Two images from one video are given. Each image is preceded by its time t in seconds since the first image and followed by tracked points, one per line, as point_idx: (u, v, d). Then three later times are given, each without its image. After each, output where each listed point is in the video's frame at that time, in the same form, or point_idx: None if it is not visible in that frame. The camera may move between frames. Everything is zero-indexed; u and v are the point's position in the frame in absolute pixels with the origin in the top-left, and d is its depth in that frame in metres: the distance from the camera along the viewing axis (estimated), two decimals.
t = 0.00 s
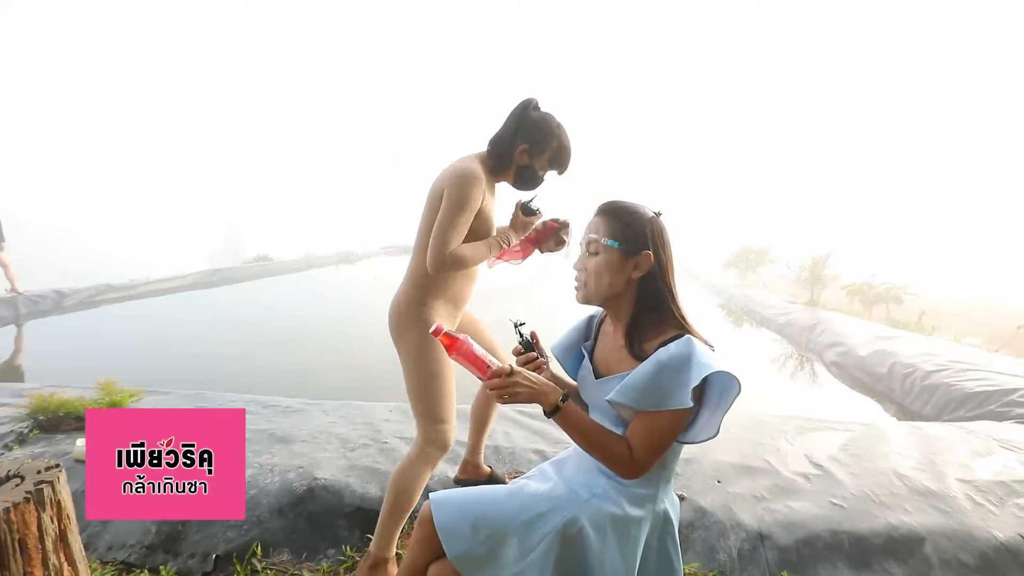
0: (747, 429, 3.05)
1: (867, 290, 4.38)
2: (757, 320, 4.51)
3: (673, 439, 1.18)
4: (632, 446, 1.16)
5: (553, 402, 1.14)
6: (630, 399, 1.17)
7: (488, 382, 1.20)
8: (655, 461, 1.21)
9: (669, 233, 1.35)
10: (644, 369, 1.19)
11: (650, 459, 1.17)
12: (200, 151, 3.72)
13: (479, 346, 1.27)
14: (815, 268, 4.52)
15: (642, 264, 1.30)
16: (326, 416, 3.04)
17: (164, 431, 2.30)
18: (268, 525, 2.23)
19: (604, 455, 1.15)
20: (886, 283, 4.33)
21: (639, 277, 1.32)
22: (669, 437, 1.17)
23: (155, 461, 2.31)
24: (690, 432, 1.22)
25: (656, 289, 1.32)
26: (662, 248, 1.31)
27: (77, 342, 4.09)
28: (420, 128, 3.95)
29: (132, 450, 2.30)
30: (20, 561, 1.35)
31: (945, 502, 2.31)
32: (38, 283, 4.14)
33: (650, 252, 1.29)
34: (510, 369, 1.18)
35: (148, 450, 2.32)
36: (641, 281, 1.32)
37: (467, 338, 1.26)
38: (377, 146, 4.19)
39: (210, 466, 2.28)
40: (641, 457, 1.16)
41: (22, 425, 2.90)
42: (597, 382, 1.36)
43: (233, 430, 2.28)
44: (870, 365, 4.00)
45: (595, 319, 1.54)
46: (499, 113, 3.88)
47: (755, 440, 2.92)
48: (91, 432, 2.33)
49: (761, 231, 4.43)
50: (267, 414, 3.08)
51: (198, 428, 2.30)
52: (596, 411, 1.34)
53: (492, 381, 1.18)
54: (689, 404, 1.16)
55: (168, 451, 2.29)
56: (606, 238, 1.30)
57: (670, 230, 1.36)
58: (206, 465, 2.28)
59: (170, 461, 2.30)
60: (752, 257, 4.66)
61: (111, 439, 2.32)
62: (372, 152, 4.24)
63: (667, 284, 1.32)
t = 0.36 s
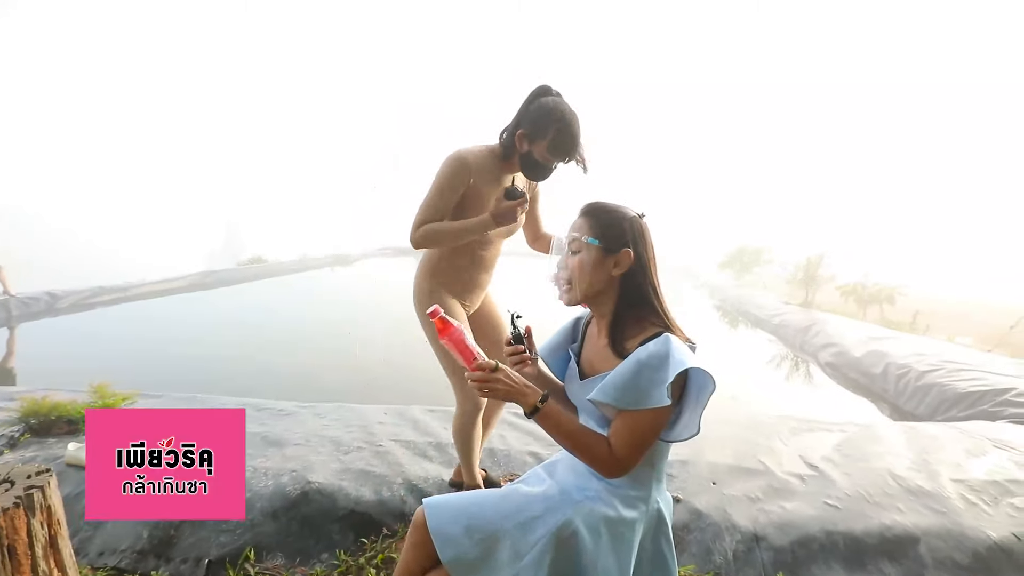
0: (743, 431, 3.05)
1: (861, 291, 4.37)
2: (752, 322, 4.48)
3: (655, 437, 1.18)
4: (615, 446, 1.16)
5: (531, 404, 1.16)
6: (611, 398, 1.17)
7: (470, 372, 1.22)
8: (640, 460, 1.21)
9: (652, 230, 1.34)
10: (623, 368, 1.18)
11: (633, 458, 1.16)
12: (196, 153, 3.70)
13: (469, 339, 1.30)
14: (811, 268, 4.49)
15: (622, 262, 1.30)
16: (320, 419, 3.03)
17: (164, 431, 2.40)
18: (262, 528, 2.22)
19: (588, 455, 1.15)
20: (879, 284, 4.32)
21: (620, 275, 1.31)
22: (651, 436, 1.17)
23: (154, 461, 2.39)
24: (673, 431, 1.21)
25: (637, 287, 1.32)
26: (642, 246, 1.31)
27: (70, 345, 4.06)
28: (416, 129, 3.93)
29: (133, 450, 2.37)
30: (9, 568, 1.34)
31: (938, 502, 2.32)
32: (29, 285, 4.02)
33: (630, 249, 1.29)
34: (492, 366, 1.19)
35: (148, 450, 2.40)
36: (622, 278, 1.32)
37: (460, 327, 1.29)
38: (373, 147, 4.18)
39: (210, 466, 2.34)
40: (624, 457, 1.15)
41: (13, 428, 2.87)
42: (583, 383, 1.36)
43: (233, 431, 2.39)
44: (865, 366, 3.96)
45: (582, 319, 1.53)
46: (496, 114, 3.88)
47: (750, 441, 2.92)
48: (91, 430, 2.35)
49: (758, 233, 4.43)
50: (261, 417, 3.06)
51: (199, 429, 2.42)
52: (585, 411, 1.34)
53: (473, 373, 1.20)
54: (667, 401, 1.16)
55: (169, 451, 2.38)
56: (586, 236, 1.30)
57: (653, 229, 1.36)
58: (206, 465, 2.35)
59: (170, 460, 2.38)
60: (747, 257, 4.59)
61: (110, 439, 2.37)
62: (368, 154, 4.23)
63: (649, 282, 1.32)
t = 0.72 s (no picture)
0: (741, 434, 3.05)
1: (860, 295, 4.52)
2: (752, 325, 4.83)
3: (655, 442, 1.18)
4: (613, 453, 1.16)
5: (531, 412, 1.17)
6: (611, 405, 1.17)
7: (469, 381, 1.22)
8: (640, 465, 1.21)
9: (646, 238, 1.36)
10: (622, 375, 1.19)
11: (633, 464, 1.17)
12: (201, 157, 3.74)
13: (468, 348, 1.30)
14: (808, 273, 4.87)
15: (618, 269, 1.30)
16: (319, 422, 3.03)
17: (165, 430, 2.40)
18: (259, 531, 2.22)
19: (588, 461, 1.16)
20: (877, 289, 4.44)
21: (616, 283, 1.32)
22: (650, 442, 1.17)
23: (154, 461, 2.38)
24: (673, 435, 1.21)
25: (634, 294, 1.32)
26: (638, 253, 1.32)
27: (72, 347, 4.09)
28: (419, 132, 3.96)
29: (133, 450, 2.36)
30: (9, 569, 1.34)
31: (937, 507, 2.32)
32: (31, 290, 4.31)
33: (627, 257, 1.30)
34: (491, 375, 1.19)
35: (148, 450, 2.40)
36: (618, 286, 1.33)
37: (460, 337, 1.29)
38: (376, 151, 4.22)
39: (210, 466, 2.32)
40: (623, 463, 1.16)
41: (14, 430, 2.88)
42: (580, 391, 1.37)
43: (234, 430, 2.39)
44: (864, 370, 4.01)
45: (575, 325, 1.53)
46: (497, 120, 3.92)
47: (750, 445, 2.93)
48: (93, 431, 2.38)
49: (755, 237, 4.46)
50: (260, 420, 3.06)
51: (202, 429, 2.43)
52: (584, 416, 1.35)
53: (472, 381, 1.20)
54: (670, 406, 1.16)
55: (169, 451, 2.37)
56: (581, 244, 1.30)
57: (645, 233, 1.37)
58: (207, 465, 2.32)
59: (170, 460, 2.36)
60: (744, 262, 5.19)
61: (111, 439, 2.38)
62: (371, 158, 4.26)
63: (645, 289, 1.33)
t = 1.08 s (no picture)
0: (740, 434, 3.07)
1: (859, 296, 4.55)
2: (751, 326, 4.88)
3: (653, 448, 1.18)
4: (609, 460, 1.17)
5: (517, 442, 1.18)
6: (603, 409, 1.19)
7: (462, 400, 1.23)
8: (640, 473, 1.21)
9: (638, 236, 1.29)
10: (617, 380, 1.20)
11: (629, 471, 1.16)
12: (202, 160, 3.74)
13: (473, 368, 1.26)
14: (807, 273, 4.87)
15: (591, 268, 1.28)
16: (319, 423, 3.04)
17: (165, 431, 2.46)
18: (260, 532, 2.22)
19: (582, 471, 1.17)
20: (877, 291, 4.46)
21: (593, 282, 1.29)
22: (648, 448, 1.17)
23: (154, 461, 2.40)
24: (669, 442, 1.21)
25: (612, 293, 1.29)
26: (617, 252, 1.26)
27: (73, 349, 4.10)
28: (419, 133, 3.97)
29: (133, 450, 2.39)
30: (11, 569, 1.34)
31: (935, 507, 2.32)
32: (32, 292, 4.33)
33: (597, 256, 1.27)
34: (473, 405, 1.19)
35: (148, 450, 2.43)
36: (598, 286, 1.30)
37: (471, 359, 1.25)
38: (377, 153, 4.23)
39: (209, 466, 2.32)
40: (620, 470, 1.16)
41: (14, 432, 2.89)
42: (578, 391, 1.37)
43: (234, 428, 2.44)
44: (862, 371, 4.04)
45: (579, 325, 1.54)
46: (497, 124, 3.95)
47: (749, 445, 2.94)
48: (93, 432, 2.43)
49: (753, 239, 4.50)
50: (260, 421, 3.07)
51: (202, 429, 2.46)
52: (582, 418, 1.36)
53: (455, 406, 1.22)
54: (661, 414, 1.15)
55: (169, 451, 2.41)
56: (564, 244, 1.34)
57: (636, 230, 1.29)
58: (206, 465, 2.33)
59: (170, 461, 2.38)
60: (744, 263, 5.44)
61: (111, 440, 2.42)
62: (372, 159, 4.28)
63: (625, 287, 1.28)
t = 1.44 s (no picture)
0: (738, 434, 3.08)
1: (858, 296, 4.62)
2: (751, 327, 4.89)
3: (652, 453, 1.19)
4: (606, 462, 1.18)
5: (512, 487, 1.22)
6: (603, 409, 1.21)
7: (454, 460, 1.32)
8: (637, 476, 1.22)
9: (634, 230, 1.31)
10: (618, 381, 1.21)
11: (626, 473, 1.17)
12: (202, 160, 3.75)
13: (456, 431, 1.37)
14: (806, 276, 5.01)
15: (595, 273, 1.30)
16: (319, 422, 3.05)
17: (164, 431, 2.52)
18: (260, 531, 2.23)
19: (578, 473, 1.19)
20: (876, 291, 4.54)
21: (598, 287, 1.31)
22: (644, 452, 1.17)
23: (154, 461, 2.46)
24: (669, 446, 1.22)
25: (617, 294, 1.31)
26: (615, 251, 1.29)
27: (70, 349, 4.10)
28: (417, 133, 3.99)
29: (133, 450, 2.44)
30: (14, 566, 1.35)
31: (931, 505, 2.34)
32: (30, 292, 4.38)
33: (597, 261, 1.29)
34: (464, 462, 1.22)
35: (148, 450, 2.48)
36: (603, 290, 1.32)
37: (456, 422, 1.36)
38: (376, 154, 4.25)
39: (210, 466, 2.35)
40: (613, 472, 1.17)
41: (14, 431, 2.89)
42: (585, 386, 1.39)
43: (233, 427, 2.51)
44: (860, 371, 4.06)
45: (592, 324, 1.56)
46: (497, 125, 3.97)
47: (748, 445, 2.95)
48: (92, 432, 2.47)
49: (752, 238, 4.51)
50: (260, 420, 3.08)
51: (202, 430, 2.52)
52: (586, 414, 1.37)
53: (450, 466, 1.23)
54: (661, 417, 1.16)
55: (169, 451, 2.46)
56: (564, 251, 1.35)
57: (636, 231, 1.32)
58: (206, 464, 2.38)
59: (170, 460, 2.43)
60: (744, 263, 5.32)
61: (111, 440, 2.45)
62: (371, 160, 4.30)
63: (629, 284, 1.30)
